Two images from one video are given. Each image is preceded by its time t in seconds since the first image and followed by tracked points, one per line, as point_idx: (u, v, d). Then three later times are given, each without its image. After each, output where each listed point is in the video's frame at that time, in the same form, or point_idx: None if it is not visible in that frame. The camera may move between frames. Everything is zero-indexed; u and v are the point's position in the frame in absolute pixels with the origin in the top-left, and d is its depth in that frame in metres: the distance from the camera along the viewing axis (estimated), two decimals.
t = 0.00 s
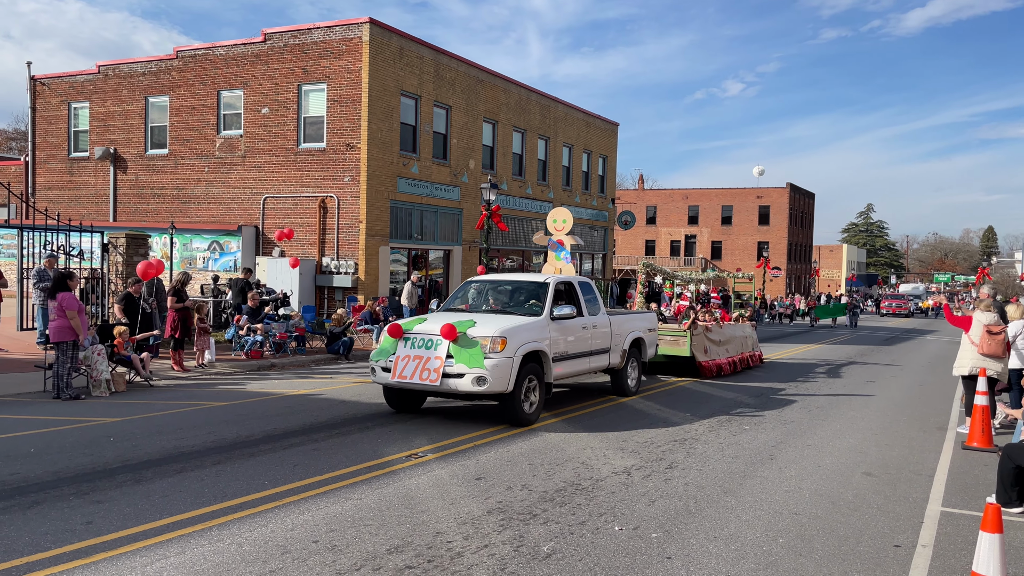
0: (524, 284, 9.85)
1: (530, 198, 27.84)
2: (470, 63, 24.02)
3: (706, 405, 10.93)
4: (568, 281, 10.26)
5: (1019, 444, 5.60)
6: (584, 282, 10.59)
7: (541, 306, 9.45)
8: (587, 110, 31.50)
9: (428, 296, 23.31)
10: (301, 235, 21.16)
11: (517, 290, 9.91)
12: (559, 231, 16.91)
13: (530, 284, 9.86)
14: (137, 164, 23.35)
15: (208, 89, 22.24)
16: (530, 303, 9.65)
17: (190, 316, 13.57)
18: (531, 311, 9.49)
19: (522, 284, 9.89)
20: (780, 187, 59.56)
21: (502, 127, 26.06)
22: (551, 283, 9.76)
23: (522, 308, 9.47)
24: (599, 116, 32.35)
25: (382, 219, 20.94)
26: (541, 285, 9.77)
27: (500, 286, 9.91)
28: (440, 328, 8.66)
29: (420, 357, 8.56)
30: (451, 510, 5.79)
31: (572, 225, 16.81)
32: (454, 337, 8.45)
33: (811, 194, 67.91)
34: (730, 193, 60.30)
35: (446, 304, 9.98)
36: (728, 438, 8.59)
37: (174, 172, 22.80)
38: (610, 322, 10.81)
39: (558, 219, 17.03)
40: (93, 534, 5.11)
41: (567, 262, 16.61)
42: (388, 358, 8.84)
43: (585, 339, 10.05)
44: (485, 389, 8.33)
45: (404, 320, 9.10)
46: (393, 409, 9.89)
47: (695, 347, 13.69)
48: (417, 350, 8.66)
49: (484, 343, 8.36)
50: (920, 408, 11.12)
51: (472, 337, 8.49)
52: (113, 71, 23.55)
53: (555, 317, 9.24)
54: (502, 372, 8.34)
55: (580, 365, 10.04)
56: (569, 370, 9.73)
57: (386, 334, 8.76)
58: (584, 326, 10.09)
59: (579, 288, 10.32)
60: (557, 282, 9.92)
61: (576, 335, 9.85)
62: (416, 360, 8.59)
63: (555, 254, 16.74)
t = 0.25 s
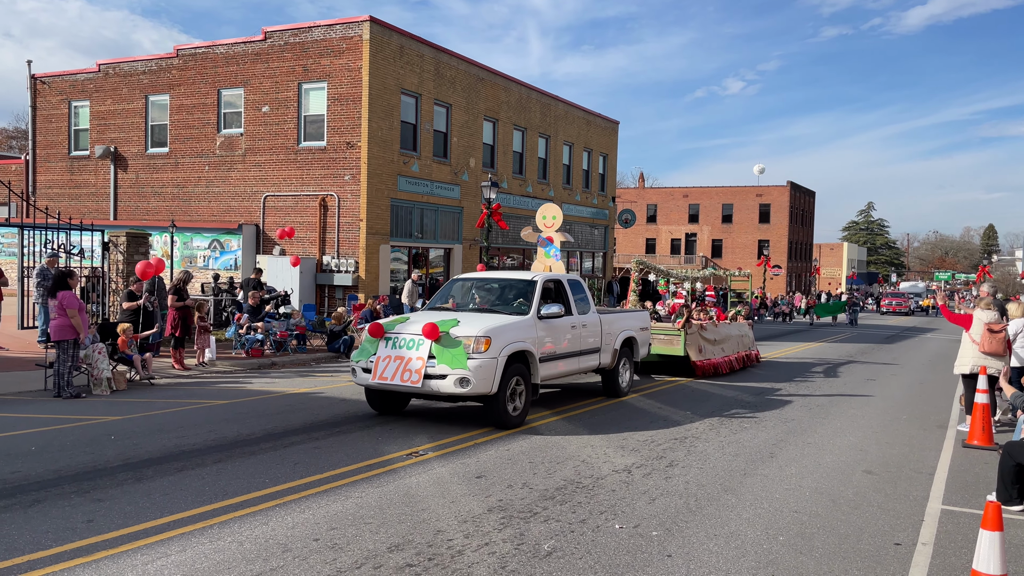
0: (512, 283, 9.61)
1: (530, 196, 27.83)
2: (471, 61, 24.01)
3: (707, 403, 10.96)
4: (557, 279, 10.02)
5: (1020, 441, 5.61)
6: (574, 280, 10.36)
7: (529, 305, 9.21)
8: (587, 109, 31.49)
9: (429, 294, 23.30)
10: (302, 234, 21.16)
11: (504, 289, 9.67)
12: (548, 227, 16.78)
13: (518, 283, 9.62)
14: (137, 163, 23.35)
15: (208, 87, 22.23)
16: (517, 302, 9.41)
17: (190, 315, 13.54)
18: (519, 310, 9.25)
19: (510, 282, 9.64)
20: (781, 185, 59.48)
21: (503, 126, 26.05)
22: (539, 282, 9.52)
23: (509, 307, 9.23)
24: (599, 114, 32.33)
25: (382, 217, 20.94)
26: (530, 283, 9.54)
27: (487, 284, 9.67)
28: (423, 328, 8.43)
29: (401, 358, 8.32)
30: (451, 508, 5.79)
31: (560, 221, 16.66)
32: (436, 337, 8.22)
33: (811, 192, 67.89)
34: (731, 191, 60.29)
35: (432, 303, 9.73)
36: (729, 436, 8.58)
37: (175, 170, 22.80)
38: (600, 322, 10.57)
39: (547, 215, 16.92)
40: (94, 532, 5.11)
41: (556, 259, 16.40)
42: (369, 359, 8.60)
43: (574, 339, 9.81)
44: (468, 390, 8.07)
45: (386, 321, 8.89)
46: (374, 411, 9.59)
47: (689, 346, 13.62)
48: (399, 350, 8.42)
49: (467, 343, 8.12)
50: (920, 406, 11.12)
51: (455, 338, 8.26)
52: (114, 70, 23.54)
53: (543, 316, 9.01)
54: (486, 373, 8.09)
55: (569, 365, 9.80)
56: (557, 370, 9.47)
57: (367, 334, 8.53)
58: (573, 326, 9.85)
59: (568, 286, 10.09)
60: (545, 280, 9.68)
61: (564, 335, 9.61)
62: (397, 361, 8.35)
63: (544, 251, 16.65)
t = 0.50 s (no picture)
0: (500, 284, 9.38)
1: (533, 198, 27.86)
2: (474, 63, 24.05)
3: (710, 405, 11.00)
4: (548, 280, 9.80)
5: None
6: (565, 281, 10.14)
7: (517, 307, 8.98)
8: (590, 110, 31.51)
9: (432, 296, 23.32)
10: (305, 236, 21.21)
11: (492, 290, 9.43)
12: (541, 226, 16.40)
13: (507, 284, 9.39)
14: (141, 165, 23.42)
15: (211, 90, 22.29)
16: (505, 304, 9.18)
17: (193, 317, 13.63)
18: (507, 312, 9.01)
19: (498, 284, 9.41)
20: (784, 186, 59.39)
21: (505, 128, 26.07)
22: (528, 283, 9.29)
23: (497, 309, 8.99)
24: (602, 116, 32.34)
25: (386, 219, 20.97)
26: (518, 284, 9.31)
27: (474, 285, 9.44)
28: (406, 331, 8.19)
29: (383, 362, 8.10)
30: (455, 510, 5.80)
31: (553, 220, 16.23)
32: (420, 340, 7.99)
33: (814, 194, 67.78)
34: (734, 192, 60.25)
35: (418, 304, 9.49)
36: (733, 437, 8.58)
37: (178, 173, 22.86)
38: (592, 323, 10.33)
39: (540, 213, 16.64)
40: (98, 535, 5.12)
41: (547, 259, 16.12)
42: (351, 363, 8.40)
43: (564, 342, 9.57)
44: (452, 396, 7.85)
45: (370, 323, 8.65)
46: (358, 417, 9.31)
47: (685, 347, 13.44)
48: (381, 354, 8.20)
49: (451, 346, 7.88)
50: (924, 407, 11.10)
51: (440, 340, 8.02)
52: (118, 73, 23.61)
53: (531, 318, 8.78)
54: (471, 378, 7.87)
55: (560, 369, 9.55)
56: (547, 374, 9.24)
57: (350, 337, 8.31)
58: (563, 328, 9.61)
59: (558, 288, 9.86)
60: (535, 281, 9.45)
61: (554, 337, 9.38)
62: (380, 365, 8.12)
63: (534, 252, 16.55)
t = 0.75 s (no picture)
0: (488, 286, 9.08)
1: (536, 201, 27.86)
2: (476, 67, 24.08)
3: (714, 408, 11.00)
4: (538, 282, 9.51)
5: None
6: (557, 283, 9.82)
7: (505, 310, 8.68)
8: (593, 113, 31.53)
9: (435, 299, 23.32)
10: (308, 240, 21.23)
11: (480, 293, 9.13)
12: (532, 227, 15.50)
13: (495, 286, 9.08)
14: (144, 169, 23.48)
15: (215, 94, 22.35)
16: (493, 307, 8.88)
17: (197, 320, 13.64)
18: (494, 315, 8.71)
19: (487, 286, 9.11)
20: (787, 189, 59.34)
21: (508, 131, 26.09)
22: (517, 285, 9.00)
23: (484, 312, 8.70)
24: (605, 119, 32.38)
25: (389, 222, 20.99)
26: (507, 287, 9.00)
27: (462, 288, 9.14)
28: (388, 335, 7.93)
29: (364, 368, 7.84)
30: (458, 513, 5.80)
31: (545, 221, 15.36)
32: (402, 345, 7.72)
33: (818, 196, 67.70)
34: (737, 195, 60.19)
35: (404, 308, 9.20)
36: (737, 440, 8.57)
37: (182, 177, 22.92)
38: (585, 326, 10.04)
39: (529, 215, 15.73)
40: (102, 538, 5.13)
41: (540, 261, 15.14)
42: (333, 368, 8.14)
43: (555, 346, 9.27)
44: (435, 403, 7.58)
45: (352, 327, 8.39)
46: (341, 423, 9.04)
47: (682, 352, 13.27)
48: (363, 359, 7.94)
49: (434, 351, 7.62)
50: (929, 410, 11.06)
51: (422, 345, 7.75)
52: (121, 77, 23.68)
53: (520, 322, 8.49)
54: (455, 384, 7.60)
55: (550, 374, 9.25)
56: (536, 380, 8.95)
57: (330, 342, 8.05)
58: (554, 332, 9.31)
59: (549, 290, 9.54)
60: (524, 283, 9.14)
61: (545, 341, 9.08)
62: (361, 371, 7.86)
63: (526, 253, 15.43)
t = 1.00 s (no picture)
0: (475, 289, 8.80)
1: (539, 204, 27.86)
2: (479, 70, 24.11)
3: (716, 411, 11.00)
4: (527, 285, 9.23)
5: None
6: (547, 286, 9.55)
7: (492, 313, 8.41)
8: (595, 117, 31.55)
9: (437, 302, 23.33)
10: (311, 243, 21.25)
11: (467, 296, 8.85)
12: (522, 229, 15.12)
13: (482, 289, 8.81)
14: (147, 173, 23.53)
15: (218, 98, 22.41)
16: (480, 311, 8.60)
17: (200, 324, 13.64)
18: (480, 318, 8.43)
19: (473, 289, 8.83)
20: (790, 192, 59.32)
21: (511, 134, 26.10)
22: (504, 288, 8.71)
23: (470, 316, 8.41)
24: (608, 122, 32.40)
25: (391, 226, 21.01)
26: (494, 290, 8.72)
27: (448, 291, 8.86)
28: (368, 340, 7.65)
29: (343, 375, 7.56)
30: (460, 517, 5.79)
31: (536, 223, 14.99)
32: (382, 350, 7.45)
33: (821, 199, 67.65)
34: (740, 198, 60.16)
35: (389, 311, 8.93)
36: (740, 444, 8.56)
37: (185, 180, 22.96)
38: (576, 330, 9.75)
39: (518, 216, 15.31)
40: (104, 541, 5.13)
41: (529, 264, 14.74)
42: (311, 374, 7.87)
43: (544, 350, 8.99)
44: (416, 410, 7.31)
45: (332, 333, 8.11)
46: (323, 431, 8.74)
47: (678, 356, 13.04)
48: (342, 366, 7.66)
49: (416, 357, 7.36)
50: (933, 413, 11.02)
51: (403, 351, 7.48)
52: (125, 81, 23.74)
53: (506, 326, 8.20)
54: (437, 391, 7.33)
55: (539, 380, 8.96)
56: (524, 386, 8.66)
57: (309, 348, 7.77)
58: (543, 336, 9.02)
59: (539, 293, 9.26)
60: (512, 287, 8.86)
61: (533, 346, 8.79)
62: (340, 378, 7.58)
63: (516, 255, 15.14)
